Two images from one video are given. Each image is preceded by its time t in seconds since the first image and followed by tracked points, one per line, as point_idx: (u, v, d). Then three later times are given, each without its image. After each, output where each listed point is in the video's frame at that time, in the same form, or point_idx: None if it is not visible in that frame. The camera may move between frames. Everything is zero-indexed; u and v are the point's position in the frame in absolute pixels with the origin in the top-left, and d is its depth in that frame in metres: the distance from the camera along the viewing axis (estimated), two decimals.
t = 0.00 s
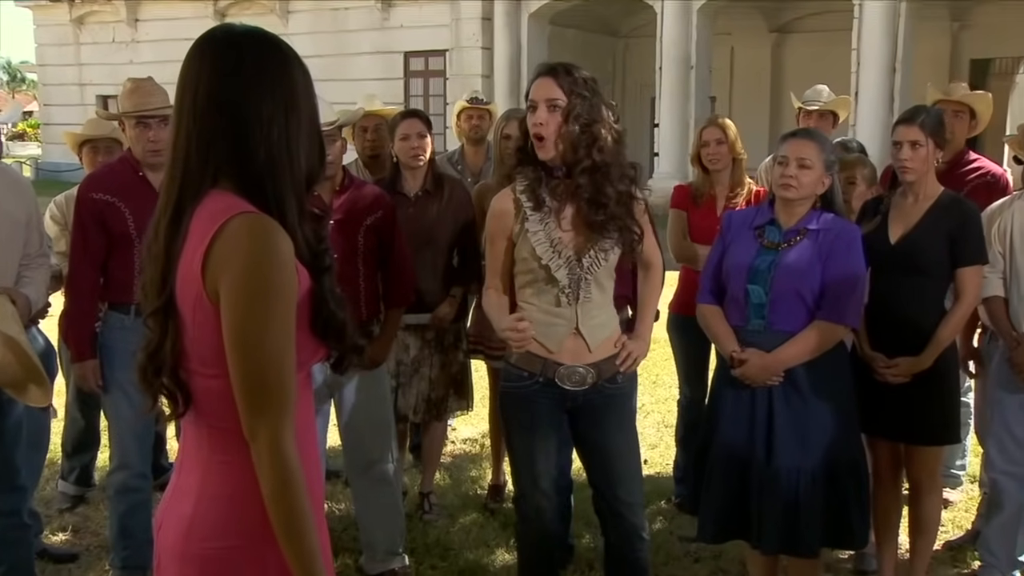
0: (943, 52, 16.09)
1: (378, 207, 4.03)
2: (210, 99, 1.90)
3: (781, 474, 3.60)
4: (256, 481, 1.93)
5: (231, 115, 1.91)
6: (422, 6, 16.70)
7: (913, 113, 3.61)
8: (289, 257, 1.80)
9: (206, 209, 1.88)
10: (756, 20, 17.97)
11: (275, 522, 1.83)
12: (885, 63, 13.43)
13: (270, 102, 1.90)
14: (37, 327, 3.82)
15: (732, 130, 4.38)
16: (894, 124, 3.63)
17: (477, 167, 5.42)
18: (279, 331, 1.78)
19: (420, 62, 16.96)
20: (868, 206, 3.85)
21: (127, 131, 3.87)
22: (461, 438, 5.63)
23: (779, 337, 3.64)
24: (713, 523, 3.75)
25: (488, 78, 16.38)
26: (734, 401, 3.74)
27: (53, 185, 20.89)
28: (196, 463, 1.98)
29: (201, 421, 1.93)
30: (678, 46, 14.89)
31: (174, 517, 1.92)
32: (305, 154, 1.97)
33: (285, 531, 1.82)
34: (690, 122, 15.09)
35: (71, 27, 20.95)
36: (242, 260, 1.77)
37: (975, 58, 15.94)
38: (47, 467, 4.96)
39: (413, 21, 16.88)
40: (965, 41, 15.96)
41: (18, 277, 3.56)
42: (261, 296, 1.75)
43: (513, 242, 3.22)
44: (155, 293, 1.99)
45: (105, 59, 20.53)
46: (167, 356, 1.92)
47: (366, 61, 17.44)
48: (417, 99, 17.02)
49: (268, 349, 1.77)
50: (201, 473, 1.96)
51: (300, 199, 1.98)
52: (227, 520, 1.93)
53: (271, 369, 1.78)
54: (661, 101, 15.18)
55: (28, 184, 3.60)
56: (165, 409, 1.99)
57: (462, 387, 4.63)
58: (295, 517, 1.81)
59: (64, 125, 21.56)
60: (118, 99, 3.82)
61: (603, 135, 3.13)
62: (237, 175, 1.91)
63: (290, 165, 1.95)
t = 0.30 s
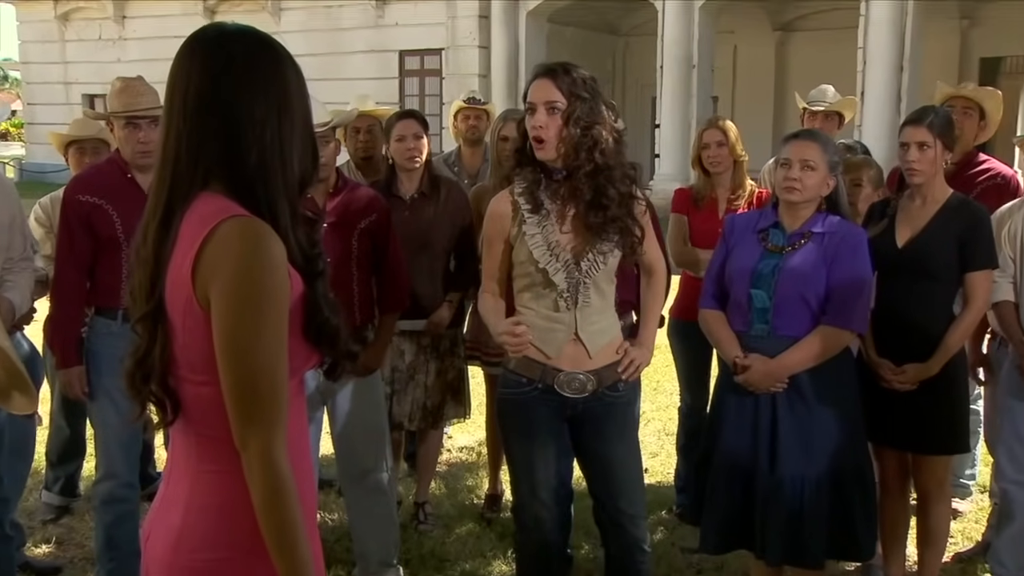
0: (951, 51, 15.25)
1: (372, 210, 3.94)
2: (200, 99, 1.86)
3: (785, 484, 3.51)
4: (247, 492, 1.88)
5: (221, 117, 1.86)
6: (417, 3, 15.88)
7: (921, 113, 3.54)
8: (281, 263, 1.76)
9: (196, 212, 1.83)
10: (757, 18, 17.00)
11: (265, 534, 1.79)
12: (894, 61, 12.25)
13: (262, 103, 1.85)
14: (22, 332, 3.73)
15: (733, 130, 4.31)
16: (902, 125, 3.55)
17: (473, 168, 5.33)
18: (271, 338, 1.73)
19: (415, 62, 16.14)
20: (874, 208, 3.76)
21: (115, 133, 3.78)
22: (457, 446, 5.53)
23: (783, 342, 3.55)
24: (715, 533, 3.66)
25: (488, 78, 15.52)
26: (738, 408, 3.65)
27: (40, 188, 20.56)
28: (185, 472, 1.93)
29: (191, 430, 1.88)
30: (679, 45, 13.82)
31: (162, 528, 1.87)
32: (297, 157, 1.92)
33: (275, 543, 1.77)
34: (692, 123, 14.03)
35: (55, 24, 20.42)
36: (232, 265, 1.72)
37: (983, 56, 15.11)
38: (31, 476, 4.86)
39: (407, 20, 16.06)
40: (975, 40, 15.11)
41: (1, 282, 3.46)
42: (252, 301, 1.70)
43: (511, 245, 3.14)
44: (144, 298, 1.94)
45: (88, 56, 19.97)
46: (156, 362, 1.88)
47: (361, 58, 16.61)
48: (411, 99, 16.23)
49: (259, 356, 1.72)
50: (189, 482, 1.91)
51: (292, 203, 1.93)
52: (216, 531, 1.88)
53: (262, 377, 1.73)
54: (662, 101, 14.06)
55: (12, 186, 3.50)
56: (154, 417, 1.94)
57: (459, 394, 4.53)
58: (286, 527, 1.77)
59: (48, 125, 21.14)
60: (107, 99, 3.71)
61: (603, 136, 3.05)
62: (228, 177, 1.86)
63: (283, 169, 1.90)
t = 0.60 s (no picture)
0: (961, 53, 14.90)
1: (365, 214, 3.83)
2: (188, 99, 1.78)
3: (792, 495, 3.41)
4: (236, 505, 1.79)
5: (210, 118, 1.78)
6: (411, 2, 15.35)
7: (929, 115, 3.46)
8: (271, 268, 1.68)
9: (182, 216, 1.75)
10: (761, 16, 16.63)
11: (255, 549, 1.70)
12: (900, 62, 11.93)
13: (252, 105, 1.78)
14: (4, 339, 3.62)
15: (736, 133, 4.23)
16: (910, 126, 3.48)
17: (469, 171, 5.22)
18: (261, 346, 1.65)
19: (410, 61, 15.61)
20: (881, 211, 3.67)
21: (101, 133, 3.67)
22: (451, 456, 5.42)
23: (788, 348, 3.47)
24: (721, 547, 3.57)
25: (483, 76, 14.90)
26: (742, 416, 3.56)
27: (25, 191, 20.11)
28: (172, 484, 1.85)
29: (178, 441, 1.80)
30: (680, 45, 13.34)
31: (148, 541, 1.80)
32: (288, 160, 1.85)
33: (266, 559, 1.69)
34: (693, 124, 13.52)
35: (40, 22, 19.70)
36: (221, 269, 1.64)
37: (995, 55, 14.69)
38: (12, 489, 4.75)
39: (402, 17, 15.53)
40: (986, 37, 14.75)
41: None
42: (241, 307, 1.63)
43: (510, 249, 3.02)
44: (130, 304, 1.86)
45: (72, 56, 19.34)
46: (142, 371, 1.80)
47: (352, 57, 16.03)
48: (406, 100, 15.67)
49: (248, 364, 1.64)
50: (176, 494, 1.83)
51: (283, 207, 1.86)
52: (204, 545, 1.81)
53: (251, 386, 1.65)
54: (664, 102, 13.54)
55: None
56: (139, 427, 1.86)
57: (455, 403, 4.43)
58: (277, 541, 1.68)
59: (29, 125, 20.51)
60: (93, 98, 3.59)
61: (606, 137, 2.96)
62: (216, 180, 1.78)
63: (273, 173, 1.83)
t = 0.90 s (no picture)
0: (972, 52, 14.66)
1: (359, 215, 3.75)
2: (181, 98, 1.71)
3: (799, 504, 3.36)
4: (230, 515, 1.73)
5: (204, 118, 1.72)
6: None
7: (938, 115, 3.39)
8: (266, 270, 1.62)
9: (174, 219, 1.68)
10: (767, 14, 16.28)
11: (249, 558, 1.64)
12: (909, 59, 11.73)
13: (246, 105, 1.72)
14: None
15: (740, 134, 4.16)
16: (918, 127, 3.40)
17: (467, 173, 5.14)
18: (256, 349, 1.59)
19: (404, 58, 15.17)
20: (889, 214, 3.59)
21: (89, 133, 3.58)
22: (448, 465, 5.31)
23: (796, 352, 3.41)
24: (728, 557, 3.51)
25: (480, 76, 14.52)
26: (748, 423, 3.50)
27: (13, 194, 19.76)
28: (161, 494, 1.77)
29: (170, 449, 1.73)
30: (683, 44, 13.09)
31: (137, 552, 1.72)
32: (284, 160, 1.79)
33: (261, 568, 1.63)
34: (696, 125, 13.26)
35: (23, 17, 18.96)
36: (214, 272, 1.58)
37: (1007, 54, 14.46)
38: None
39: (397, 15, 15.05)
40: (998, 35, 14.49)
41: None
42: (236, 309, 1.57)
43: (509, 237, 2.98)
44: (121, 308, 1.80)
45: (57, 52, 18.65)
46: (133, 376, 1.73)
47: (346, 57, 15.56)
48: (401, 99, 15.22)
49: (243, 368, 1.58)
50: (167, 504, 1.76)
51: (278, 209, 1.80)
52: (196, 556, 1.73)
53: (247, 391, 1.59)
54: (666, 102, 13.34)
55: None
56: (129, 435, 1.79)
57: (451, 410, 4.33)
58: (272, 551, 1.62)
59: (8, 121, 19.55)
60: (81, 97, 3.53)
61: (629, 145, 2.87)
62: (211, 182, 1.72)
63: (268, 174, 1.77)
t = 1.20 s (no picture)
0: (983, 52, 13.73)
1: (353, 219, 3.66)
2: (171, 99, 1.68)
3: (807, 516, 3.27)
4: (225, 525, 1.71)
5: (195, 119, 1.68)
6: None
7: (948, 115, 3.31)
8: (259, 277, 1.61)
9: (166, 226, 1.66)
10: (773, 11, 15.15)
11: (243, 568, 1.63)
12: (918, 58, 10.90)
13: (238, 105, 1.68)
14: None
15: (746, 136, 4.07)
16: (927, 128, 3.32)
17: (464, 175, 5.05)
18: (249, 357, 1.58)
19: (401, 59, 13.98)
20: (898, 217, 3.50)
21: (75, 134, 3.48)
22: (445, 475, 5.19)
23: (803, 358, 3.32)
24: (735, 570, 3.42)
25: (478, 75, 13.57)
26: (755, 429, 3.41)
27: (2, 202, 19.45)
28: (151, 506, 1.75)
29: (162, 458, 1.71)
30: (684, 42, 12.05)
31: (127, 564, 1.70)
32: (277, 161, 1.75)
33: None
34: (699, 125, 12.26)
35: None
36: (206, 281, 1.56)
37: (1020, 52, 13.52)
38: None
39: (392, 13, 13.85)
40: (1010, 32, 13.57)
41: None
42: (229, 318, 1.55)
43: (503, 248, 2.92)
44: (109, 316, 1.77)
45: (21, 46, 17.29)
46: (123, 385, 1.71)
47: (340, 55, 14.29)
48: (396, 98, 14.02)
49: (236, 376, 1.57)
50: (157, 515, 1.74)
51: (271, 212, 1.77)
52: (188, 568, 1.71)
53: (240, 400, 1.58)
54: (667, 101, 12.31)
55: None
56: (116, 445, 1.77)
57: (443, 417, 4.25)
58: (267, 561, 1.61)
59: None
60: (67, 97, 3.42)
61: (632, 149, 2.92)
62: (201, 188, 1.69)
63: (261, 176, 1.73)
